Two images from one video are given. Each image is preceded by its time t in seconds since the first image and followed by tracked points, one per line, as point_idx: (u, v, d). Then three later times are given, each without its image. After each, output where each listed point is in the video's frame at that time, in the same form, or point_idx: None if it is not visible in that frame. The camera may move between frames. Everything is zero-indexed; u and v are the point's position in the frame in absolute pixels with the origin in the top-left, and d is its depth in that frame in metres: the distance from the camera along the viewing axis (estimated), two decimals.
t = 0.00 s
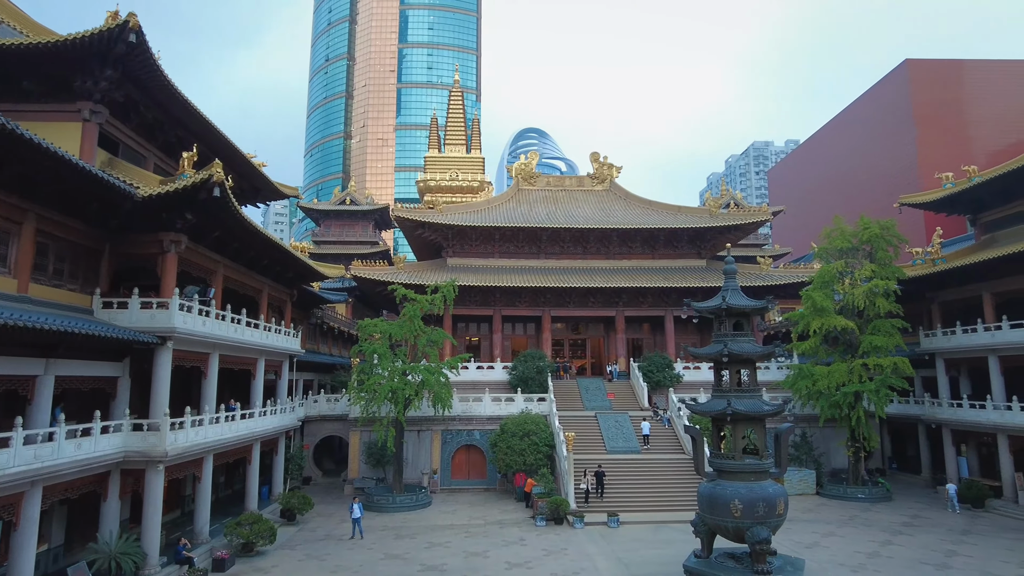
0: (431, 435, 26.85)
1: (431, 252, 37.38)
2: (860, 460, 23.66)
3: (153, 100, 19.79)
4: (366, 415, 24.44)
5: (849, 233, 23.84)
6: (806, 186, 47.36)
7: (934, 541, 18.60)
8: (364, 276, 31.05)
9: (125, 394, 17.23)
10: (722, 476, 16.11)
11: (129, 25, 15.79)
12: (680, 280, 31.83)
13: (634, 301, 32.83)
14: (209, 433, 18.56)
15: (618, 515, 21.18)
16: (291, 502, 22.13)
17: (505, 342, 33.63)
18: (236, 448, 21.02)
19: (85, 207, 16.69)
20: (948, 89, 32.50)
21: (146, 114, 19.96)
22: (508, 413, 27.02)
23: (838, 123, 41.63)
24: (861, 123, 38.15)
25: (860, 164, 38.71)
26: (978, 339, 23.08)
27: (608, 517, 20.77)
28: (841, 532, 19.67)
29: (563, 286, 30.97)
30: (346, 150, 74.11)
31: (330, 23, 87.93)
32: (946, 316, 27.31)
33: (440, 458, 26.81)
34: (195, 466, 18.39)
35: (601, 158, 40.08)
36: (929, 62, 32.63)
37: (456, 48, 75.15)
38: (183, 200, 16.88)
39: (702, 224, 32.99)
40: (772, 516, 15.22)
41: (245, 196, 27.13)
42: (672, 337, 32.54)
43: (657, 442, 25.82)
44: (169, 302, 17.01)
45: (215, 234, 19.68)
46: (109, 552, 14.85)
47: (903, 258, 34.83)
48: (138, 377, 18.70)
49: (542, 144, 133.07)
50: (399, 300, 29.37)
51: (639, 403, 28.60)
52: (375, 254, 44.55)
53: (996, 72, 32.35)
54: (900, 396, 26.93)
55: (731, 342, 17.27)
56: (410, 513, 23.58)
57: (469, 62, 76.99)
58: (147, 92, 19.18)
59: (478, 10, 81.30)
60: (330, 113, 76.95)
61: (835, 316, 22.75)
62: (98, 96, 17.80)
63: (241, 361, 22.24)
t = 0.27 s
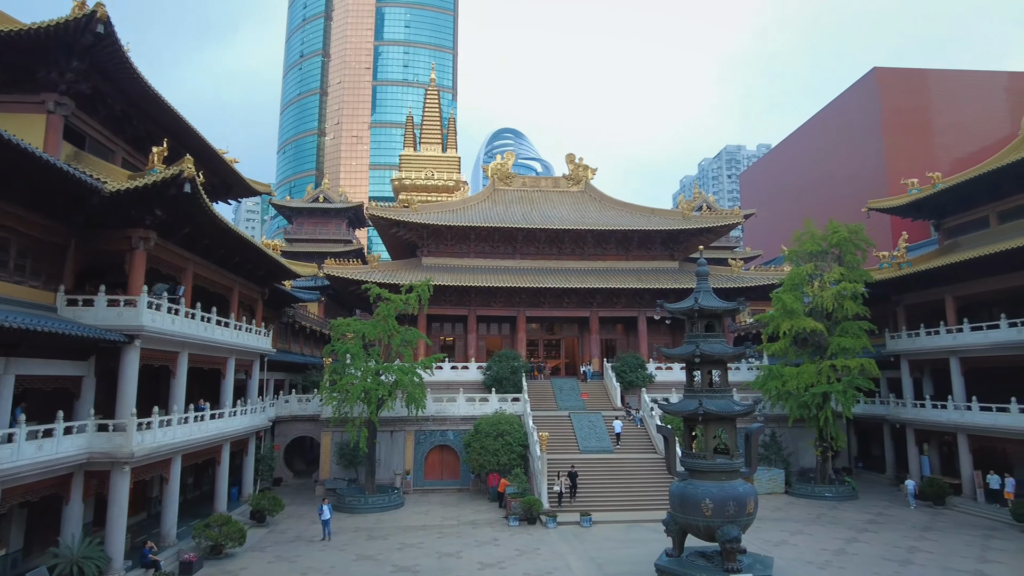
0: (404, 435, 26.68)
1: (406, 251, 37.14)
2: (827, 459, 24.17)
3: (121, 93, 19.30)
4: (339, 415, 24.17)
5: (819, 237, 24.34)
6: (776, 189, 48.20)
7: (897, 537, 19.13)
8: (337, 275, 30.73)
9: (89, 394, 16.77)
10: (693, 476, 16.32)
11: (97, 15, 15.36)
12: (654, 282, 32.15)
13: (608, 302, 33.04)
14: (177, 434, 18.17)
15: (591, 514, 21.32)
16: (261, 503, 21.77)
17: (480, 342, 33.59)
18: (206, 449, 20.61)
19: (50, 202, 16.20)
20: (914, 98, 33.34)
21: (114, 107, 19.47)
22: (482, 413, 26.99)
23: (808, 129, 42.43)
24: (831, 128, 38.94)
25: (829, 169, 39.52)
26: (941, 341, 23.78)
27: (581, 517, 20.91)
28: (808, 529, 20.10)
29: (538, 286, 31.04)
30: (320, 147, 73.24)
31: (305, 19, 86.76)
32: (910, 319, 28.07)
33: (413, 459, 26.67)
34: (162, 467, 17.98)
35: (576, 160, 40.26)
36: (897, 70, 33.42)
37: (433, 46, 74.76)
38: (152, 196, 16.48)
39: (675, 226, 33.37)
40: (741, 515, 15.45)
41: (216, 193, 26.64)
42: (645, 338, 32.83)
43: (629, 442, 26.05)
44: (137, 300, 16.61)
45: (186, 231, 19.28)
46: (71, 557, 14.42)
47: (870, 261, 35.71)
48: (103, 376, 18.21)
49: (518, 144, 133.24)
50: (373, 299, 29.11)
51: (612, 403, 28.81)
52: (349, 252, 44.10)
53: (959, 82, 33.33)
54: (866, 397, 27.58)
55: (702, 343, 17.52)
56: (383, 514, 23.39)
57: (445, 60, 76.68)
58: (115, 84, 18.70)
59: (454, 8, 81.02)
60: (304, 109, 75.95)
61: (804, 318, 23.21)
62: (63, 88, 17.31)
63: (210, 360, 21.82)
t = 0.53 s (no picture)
0: (368, 437, 26.31)
1: (371, 251, 36.67)
2: (787, 459, 24.71)
3: (77, 84, 18.55)
4: (301, 417, 23.68)
5: (780, 241, 24.88)
6: (739, 194, 49.10)
7: (852, 535, 19.66)
8: (301, 274, 30.15)
9: (39, 396, 16.03)
10: (657, 476, 16.48)
11: (51, 2, 14.68)
12: (620, 284, 32.41)
13: (575, 304, 33.16)
14: (133, 436, 17.52)
15: (556, 515, 21.35)
16: (220, 507, 21.15)
17: (446, 343, 33.37)
18: (163, 452, 19.95)
19: None
20: (871, 108, 34.38)
21: (69, 98, 18.70)
22: (448, 415, 26.81)
23: (770, 136, 43.38)
24: (792, 136, 39.88)
25: (790, 176, 40.48)
26: (895, 344, 24.55)
27: (546, 518, 20.93)
28: (767, 528, 20.51)
29: (505, 288, 30.98)
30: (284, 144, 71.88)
31: (270, 13, 85.10)
32: (866, 323, 28.91)
33: (377, 461, 26.31)
34: (117, 471, 17.32)
35: (544, 162, 40.36)
36: (855, 81, 34.41)
37: (401, 44, 74.12)
38: (108, 191, 15.86)
39: (641, 229, 33.71)
40: (703, 515, 15.66)
41: (177, 189, 25.85)
42: (610, 339, 33.06)
43: (594, 443, 26.19)
44: (92, 298, 15.96)
45: (145, 228, 18.64)
46: (17, 566, 13.72)
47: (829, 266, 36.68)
48: (53, 377, 17.44)
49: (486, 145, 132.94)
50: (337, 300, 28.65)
51: (577, 405, 28.93)
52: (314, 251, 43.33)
53: (913, 94, 34.51)
54: (824, 398, 28.29)
55: (666, 345, 17.74)
56: (347, 517, 23.00)
57: (414, 59, 76.13)
58: (70, 75, 17.95)
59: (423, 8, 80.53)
60: (269, 105, 74.46)
61: (765, 321, 23.70)
62: (14, 77, 16.54)
63: (168, 361, 21.15)
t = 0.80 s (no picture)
0: (323, 441, 25.75)
1: (328, 251, 35.96)
2: (739, 460, 25.23)
3: (19, 71, 17.54)
4: (253, 421, 22.97)
5: (733, 247, 25.43)
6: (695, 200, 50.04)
7: (800, 533, 20.20)
8: (254, 273, 29.37)
9: None
10: (613, 477, 16.58)
11: None
12: (579, 287, 32.60)
13: (534, 306, 33.19)
14: (75, 441, 16.64)
15: (512, 518, 21.29)
16: (168, 514, 20.26)
17: (404, 345, 32.97)
18: (106, 457, 19.04)
19: None
20: (822, 119, 35.49)
21: (9, 85, 17.68)
22: (405, 418, 26.44)
23: (725, 143, 44.34)
24: (746, 144, 40.85)
25: (744, 183, 41.44)
26: (843, 348, 25.37)
27: (503, 520, 20.84)
28: (720, 528, 20.90)
29: (464, 289, 30.78)
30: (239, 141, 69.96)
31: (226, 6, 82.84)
32: (815, 327, 29.81)
33: (332, 464, 25.76)
34: (56, 478, 16.42)
35: (505, 165, 40.34)
36: (807, 92, 35.45)
37: (361, 42, 73.07)
38: (52, 185, 15.04)
39: (600, 233, 33.98)
40: (658, 516, 15.83)
41: (126, 183, 24.79)
42: (568, 342, 33.20)
43: (552, 446, 26.23)
44: (31, 296, 15.09)
45: (91, 224, 17.78)
46: None
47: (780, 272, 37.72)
48: None
49: (447, 147, 132.34)
50: (292, 300, 27.98)
51: (535, 407, 28.94)
52: (268, 251, 42.23)
53: (861, 107, 35.81)
54: (775, 401, 29.02)
55: (623, 348, 17.90)
56: (300, 522, 22.40)
57: (374, 58, 75.19)
58: (11, 61, 16.96)
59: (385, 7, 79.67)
60: (223, 100, 72.39)
61: (718, 325, 24.17)
62: None
63: (114, 363, 20.23)
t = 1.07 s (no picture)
0: (273, 445, 25.09)
1: (281, 251, 35.13)
2: (690, 461, 25.72)
3: None
4: (200, 424, 22.20)
5: (685, 253, 25.92)
6: (648, 206, 50.81)
7: (748, 533, 20.72)
8: (204, 273, 28.43)
9: None
10: (567, 479, 16.65)
11: None
12: (535, 290, 32.72)
13: (491, 308, 33.15)
14: (7, 447, 15.70)
15: (466, 521, 21.17)
16: (108, 521, 19.30)
17: (358, 348, 32.46)
18: (42, 463, 18.08)
19: None
20: (772, 129, 36.55)
21: None
22: (358, 421, 25.99)
23: (680, 151, 45.21)
24: (700, 152, 41.73)
25: (697, 190, 42.34)
26: (790, 352, 26.15)
27: (457, 523, 20.70)
28: (671, 528, 21.25)
29: (421, 291, 30.50)
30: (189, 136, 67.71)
31: None
32: (764, 331, 30.67)
33: (283, 468, 25.14)
34: None
35: (463, 167, 40.23)
36: (758, 102, 36.45)
37: (318, 40, 71.77)
38: None
39: (557, 237, 34.19)
40: (612, 516, 15.97)
41: (68, 177, 23.65)
42: (525, 344, 33.26)
43: (507, 449, 26.21)
44: None
45: (29, 219, 16.85)
46: None
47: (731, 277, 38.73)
48: None
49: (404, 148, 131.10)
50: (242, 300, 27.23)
51: (491, 410, 28.87)
52: (218, 250, 40.97)
53: (809, 119, 37.10)
54: (725, 403, 29.70)
55: (579, 351, 18.03)
56: (250, 528, 21.73)
57: (331, 56, 73.99)
58: None
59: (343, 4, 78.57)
60: (173, 94, 70.01)
61: (670, 329, 24.59)
62: None
63: (52, 364, 19.24)
